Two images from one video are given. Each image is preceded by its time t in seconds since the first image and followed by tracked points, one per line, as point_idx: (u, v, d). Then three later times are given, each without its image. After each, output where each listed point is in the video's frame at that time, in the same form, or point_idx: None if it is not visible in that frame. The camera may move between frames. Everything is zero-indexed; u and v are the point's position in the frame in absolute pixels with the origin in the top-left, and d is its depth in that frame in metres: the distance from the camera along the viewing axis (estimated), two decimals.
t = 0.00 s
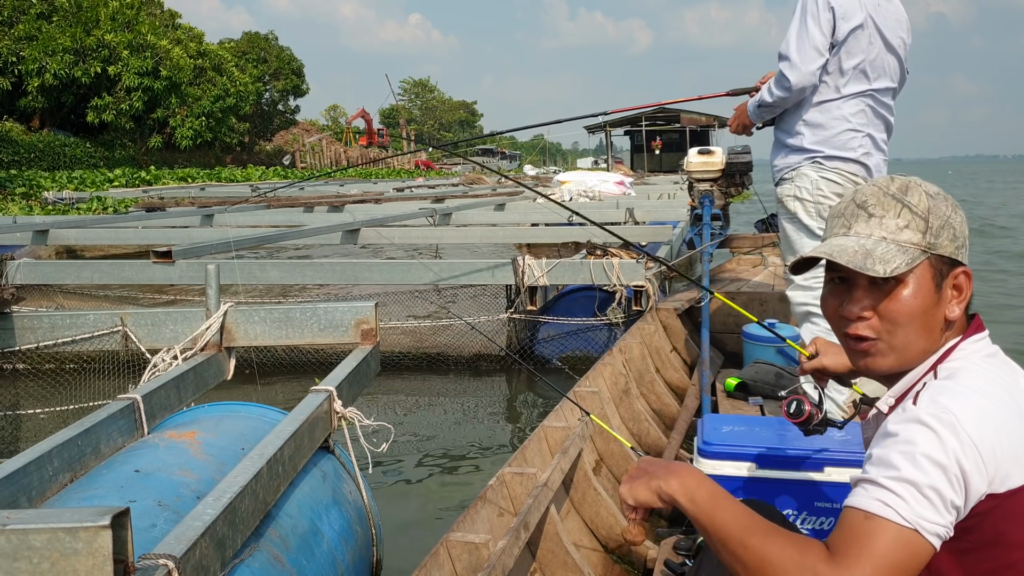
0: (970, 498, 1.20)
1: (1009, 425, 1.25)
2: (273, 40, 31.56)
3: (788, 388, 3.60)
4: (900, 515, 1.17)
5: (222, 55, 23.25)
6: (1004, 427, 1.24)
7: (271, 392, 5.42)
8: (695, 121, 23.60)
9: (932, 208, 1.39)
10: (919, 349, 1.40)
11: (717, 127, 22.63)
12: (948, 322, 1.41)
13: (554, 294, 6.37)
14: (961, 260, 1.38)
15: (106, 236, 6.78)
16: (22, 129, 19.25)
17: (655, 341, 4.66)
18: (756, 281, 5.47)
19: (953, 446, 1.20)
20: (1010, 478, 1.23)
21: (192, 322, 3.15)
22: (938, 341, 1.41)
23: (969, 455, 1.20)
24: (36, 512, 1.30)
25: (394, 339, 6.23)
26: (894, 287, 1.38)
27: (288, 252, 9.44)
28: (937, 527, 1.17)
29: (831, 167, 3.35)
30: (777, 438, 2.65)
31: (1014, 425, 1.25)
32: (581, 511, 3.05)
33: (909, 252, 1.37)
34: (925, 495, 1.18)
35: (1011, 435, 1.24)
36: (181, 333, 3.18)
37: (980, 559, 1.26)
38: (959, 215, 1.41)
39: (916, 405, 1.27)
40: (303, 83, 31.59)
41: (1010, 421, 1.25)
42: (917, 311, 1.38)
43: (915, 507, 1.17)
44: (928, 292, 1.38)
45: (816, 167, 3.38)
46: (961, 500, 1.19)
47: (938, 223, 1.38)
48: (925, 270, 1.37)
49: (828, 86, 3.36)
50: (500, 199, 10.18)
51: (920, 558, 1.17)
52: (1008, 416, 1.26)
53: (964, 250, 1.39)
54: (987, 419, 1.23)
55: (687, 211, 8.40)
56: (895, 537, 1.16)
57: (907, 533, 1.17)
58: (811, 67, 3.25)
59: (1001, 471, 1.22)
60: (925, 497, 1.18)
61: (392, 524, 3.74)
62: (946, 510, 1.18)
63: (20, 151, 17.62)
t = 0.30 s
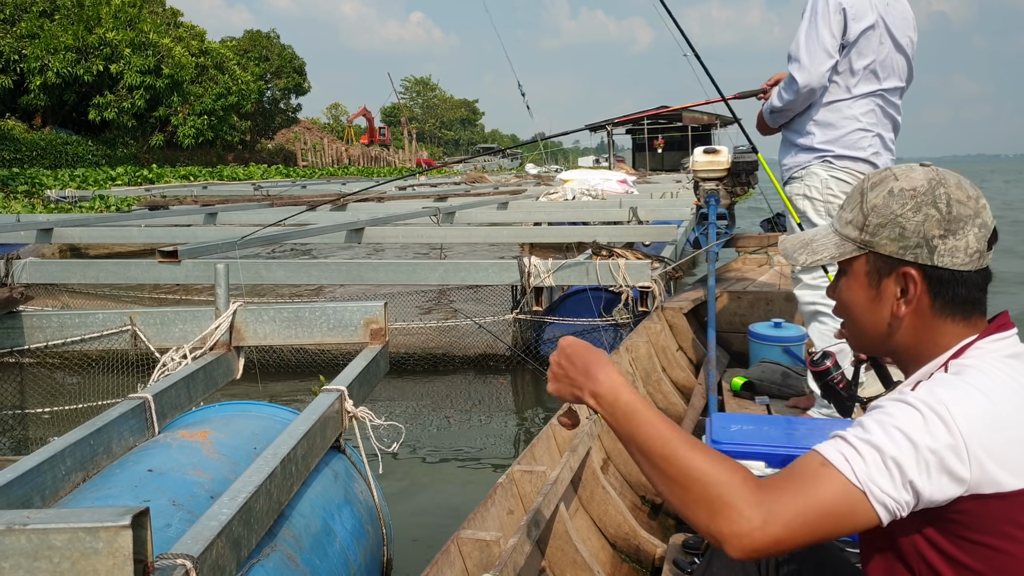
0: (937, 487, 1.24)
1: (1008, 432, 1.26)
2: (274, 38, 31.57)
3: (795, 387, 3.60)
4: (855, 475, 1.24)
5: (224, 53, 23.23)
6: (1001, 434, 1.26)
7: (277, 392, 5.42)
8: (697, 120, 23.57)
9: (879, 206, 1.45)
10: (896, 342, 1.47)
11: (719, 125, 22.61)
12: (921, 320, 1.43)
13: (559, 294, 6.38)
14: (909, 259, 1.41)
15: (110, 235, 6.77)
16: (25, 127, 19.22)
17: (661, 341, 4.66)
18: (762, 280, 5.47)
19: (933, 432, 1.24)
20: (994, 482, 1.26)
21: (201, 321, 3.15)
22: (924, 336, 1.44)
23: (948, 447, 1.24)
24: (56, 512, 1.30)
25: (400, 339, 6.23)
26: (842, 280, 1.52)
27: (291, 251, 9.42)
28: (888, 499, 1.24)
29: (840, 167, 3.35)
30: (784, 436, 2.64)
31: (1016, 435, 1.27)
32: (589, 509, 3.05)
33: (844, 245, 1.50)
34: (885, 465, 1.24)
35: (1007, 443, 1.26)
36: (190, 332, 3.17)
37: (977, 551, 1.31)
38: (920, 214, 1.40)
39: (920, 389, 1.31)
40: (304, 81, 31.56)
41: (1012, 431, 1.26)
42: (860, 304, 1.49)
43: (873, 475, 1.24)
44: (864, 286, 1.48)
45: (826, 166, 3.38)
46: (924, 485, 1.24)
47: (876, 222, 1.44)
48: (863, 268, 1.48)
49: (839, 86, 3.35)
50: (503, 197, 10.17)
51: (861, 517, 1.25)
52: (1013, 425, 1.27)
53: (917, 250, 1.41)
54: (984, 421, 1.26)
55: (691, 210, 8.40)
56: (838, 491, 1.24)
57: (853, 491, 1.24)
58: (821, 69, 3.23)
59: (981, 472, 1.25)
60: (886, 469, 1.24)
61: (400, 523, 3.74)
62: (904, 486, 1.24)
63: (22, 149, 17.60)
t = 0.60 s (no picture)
0: (875, 463, 1.28)
1: (969, 426, 1.25)
2: (275, 36, 31.57)
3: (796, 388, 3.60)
4: (791, 431, 1.32)
5: (225, 50, 23.23)
6: (960, 427, 1.25)
7: (276, 389, 5.43)
8: (698, 120, 23.60)
9: (872, 200, 1.47)
10: (890, 337, 1.48)
11: (719, 125, 22.62)
12: (908, 315, 1.44)
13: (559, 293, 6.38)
14: (894, 254, 1.43)
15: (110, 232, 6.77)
16: (25, 123, 19.21)
17: (662, 341, 4.67)
18: (763, 281, 5.47)
19: (881, 408, 1.28)
20: (947, 473, 1.26)
21: (201, 317, 3.14)
22: (916, 333, 1.44)
23: (895, 428, 1.27)
24: (57, 507, 1.30)
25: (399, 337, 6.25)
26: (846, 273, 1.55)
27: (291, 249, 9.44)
28: (816, 461, 1.31)
29: (842, 168, 3.36)
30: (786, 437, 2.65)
31: (979, 431, 1.26)
32: (590, 509, 3.06)
33: (845, 239, 1.53)
34: (820, 427, 1.31)
35: (965, 437, 1.25)
36: (190, 328, 3.16)
37: (938, 541, 1.29)
38: (907, 210, 1.41)
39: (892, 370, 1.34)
40: (305, 79, 31.56)
41: (974, 427, 1.25)
42: (857, 296, 1.51)
43: (809, 435, 1.31)
44: (859, 279, 1.50)
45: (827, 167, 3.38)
46: (860, 457, 1.28)
47: (869, 215, 1.46)
48: (856, 262, 1.51)
49: (841, 88, 3.35)
50: (504, 196, 10.18)
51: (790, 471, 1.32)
52: (978, 422, 1.26)
53: (903, 246, 1.42)
54: (943, 411, 1.26)
55: (691, 210, 8.40)
56: (766, 437, 1.33)
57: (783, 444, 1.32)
58: (818, 71, 3.24)
59: (931, 459, 1.26)
60: (824, 433, 1.30)
61: (399, 520, 3.75)
62: (839, 454, 1.30)
63: (21, 145, 17.61)
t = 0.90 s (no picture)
0: (837, 441, 1.33)
1: (939, 416, 1.26)
2: (277, 33, 31.57)
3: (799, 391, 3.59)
4: (760, 398, 1.40)
5: (227, 48, 23.23)
6: (929, 417, 1.27)
7: (275, 384, 5.42)
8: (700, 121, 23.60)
9: (870, 201, 1.46)
10: (887, 338, 1.47)
11: (721, 126, 22.62)
12: (904, 316, 1.43)
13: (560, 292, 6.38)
14: (891, 256, 1.43)
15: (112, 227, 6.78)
16: (27, 119, 19.19)
17: (664, 342, 4.66)
18: (764, 282, 5.47)
19: (849, 388, 1.33)
20: (913, 460, 1.28)
21: (202, 312, 3.13)
22: (911, 334, 1.44)
23: (860, 408, 1.31)
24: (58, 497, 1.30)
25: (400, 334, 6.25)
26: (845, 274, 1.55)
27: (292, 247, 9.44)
28: (780, 431, 1.38)
29: (844, 170, 3.36)
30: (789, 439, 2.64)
31: (951, 423, 1.26)
32: (592, 511, 3.06)
33: (844, 240, 1.53)
34: (787, 393, 1.38)
35: (934, 427, 1.26)
36: (190, 323, 3.15)
37: (911, 532, 1.31)
38: (904, 211, 1.41)
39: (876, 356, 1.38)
40: (307, 77, 31.56)
41: (945, 417, 1.26)
42: (854, 296, 1.51)
43: (776, 405, 1.38)
44: (855, 279, 1.50)
45: (829, 170, 3.38)
46: (823, 430, 1.34)
47: (867, 216, 1.46)
48: (855, 262, 1.50)
49: (843, 91, 3.34)
50: (505, 195, 10.18)
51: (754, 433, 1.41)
52: (949, 412, 1.27)
53: (898, 248, 1.41)
54: (912, 399, 1.28)
55: (693, 211, 8.41)
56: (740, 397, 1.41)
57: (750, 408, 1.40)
58: (814, 76, 3.24)
59: (894, 443, 1.29)
60: (790, 405, 1.37)
61: (399, 518, 3.75)
62: (803, 427, 1.36)
63: (23, 141, 17.60)
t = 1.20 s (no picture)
0: (818, 406, 1.40)
1: (919, 393, 1.31)
2: (279, 31, 31.57)
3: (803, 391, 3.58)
4: (754, 362, 1.48)
5: (229, 45, 23.22)
6: (909, 392, 1.32)
7: (276, 381, 5.43)
8: (701, 121, 23.60)
9: (876, 192, 1.49)
10: (885, 327, 1.50)
11: (722, 126, 22.60)
12: (903, 306, 1.46)
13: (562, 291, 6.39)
14: (891, 246, 1.45)
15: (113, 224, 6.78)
16: (28, 115, 19.17)
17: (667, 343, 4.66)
18: (766, 282, 5.47)
19: (834, 359, 1.39)
20: (891, 432, 1.33)
21: (204, 309, 3.13)
22: (909, 323, 1.46)
23: (842, 379, 1.37)
24: (62, 492, 1.30)
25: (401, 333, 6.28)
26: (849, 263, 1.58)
27: (293, 245, 9.44)
28: (768, 394, 1.45)
29: (846, 169, 3.37)
30: (792, 439, 2.65)
31: (932, 402, 1.31)
32: (596, 513, 3.06)
33: (850, 230, 1.55)
34: (777, 359, 1.45)
35: (914, 403, 1.31)
36: (193, 320, 3.16)
37: (891, 507, 1.35)
38: (906, 203, 1.44)
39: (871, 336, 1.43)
40: (308, 75, 31.57)
41: (925, 394, 1.31)
42: (856, 284, 1.54)
43: (766, 369, 1.46)
44: (858, 268, 1.53)
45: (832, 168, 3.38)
46: (805, 396, 1.41)
47: (871, 207, 1.49)
48: (860, 251, 1.53)
49: (844, 89, 3.35)
50: (506, 194, 10.18)
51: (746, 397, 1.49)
52: (931, 390, 1.31)
53: (900, 238, 1.44)
54: (893, 374, 1.33)
55: (695, 211, 8.40)
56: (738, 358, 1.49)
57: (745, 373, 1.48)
58: (823, 75, 3.23)
59: (872, 414, 1.35)
60: (779, 370, 1.45)
61: (401, 516, 3.74)
62: (789, 392, 1.43)
63: (24, 137, 17.59)
